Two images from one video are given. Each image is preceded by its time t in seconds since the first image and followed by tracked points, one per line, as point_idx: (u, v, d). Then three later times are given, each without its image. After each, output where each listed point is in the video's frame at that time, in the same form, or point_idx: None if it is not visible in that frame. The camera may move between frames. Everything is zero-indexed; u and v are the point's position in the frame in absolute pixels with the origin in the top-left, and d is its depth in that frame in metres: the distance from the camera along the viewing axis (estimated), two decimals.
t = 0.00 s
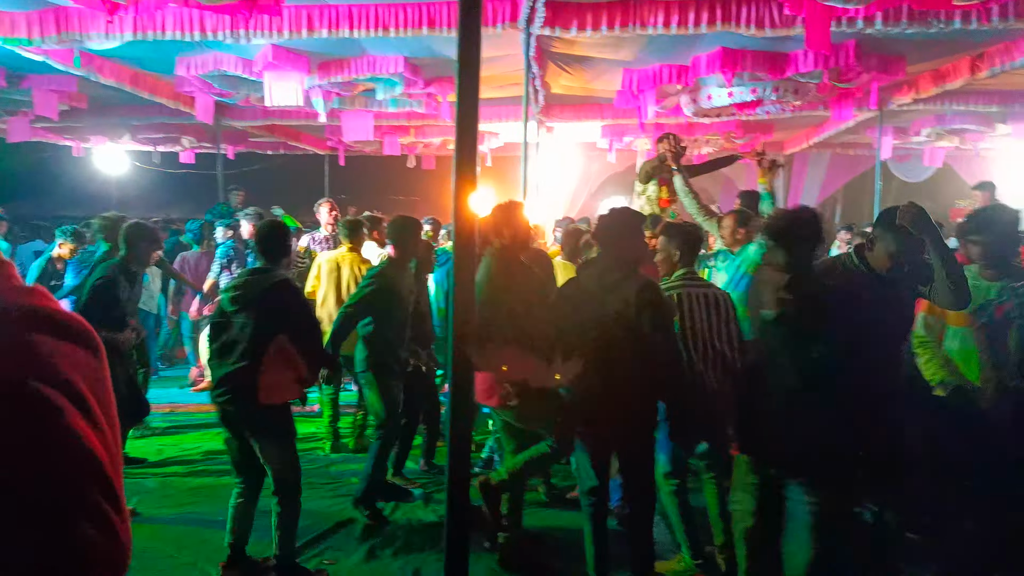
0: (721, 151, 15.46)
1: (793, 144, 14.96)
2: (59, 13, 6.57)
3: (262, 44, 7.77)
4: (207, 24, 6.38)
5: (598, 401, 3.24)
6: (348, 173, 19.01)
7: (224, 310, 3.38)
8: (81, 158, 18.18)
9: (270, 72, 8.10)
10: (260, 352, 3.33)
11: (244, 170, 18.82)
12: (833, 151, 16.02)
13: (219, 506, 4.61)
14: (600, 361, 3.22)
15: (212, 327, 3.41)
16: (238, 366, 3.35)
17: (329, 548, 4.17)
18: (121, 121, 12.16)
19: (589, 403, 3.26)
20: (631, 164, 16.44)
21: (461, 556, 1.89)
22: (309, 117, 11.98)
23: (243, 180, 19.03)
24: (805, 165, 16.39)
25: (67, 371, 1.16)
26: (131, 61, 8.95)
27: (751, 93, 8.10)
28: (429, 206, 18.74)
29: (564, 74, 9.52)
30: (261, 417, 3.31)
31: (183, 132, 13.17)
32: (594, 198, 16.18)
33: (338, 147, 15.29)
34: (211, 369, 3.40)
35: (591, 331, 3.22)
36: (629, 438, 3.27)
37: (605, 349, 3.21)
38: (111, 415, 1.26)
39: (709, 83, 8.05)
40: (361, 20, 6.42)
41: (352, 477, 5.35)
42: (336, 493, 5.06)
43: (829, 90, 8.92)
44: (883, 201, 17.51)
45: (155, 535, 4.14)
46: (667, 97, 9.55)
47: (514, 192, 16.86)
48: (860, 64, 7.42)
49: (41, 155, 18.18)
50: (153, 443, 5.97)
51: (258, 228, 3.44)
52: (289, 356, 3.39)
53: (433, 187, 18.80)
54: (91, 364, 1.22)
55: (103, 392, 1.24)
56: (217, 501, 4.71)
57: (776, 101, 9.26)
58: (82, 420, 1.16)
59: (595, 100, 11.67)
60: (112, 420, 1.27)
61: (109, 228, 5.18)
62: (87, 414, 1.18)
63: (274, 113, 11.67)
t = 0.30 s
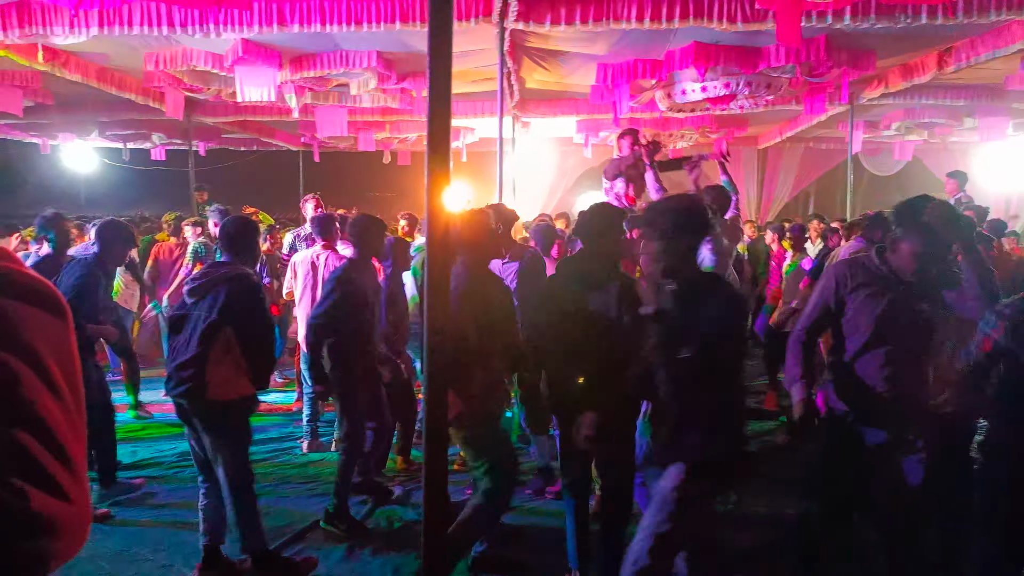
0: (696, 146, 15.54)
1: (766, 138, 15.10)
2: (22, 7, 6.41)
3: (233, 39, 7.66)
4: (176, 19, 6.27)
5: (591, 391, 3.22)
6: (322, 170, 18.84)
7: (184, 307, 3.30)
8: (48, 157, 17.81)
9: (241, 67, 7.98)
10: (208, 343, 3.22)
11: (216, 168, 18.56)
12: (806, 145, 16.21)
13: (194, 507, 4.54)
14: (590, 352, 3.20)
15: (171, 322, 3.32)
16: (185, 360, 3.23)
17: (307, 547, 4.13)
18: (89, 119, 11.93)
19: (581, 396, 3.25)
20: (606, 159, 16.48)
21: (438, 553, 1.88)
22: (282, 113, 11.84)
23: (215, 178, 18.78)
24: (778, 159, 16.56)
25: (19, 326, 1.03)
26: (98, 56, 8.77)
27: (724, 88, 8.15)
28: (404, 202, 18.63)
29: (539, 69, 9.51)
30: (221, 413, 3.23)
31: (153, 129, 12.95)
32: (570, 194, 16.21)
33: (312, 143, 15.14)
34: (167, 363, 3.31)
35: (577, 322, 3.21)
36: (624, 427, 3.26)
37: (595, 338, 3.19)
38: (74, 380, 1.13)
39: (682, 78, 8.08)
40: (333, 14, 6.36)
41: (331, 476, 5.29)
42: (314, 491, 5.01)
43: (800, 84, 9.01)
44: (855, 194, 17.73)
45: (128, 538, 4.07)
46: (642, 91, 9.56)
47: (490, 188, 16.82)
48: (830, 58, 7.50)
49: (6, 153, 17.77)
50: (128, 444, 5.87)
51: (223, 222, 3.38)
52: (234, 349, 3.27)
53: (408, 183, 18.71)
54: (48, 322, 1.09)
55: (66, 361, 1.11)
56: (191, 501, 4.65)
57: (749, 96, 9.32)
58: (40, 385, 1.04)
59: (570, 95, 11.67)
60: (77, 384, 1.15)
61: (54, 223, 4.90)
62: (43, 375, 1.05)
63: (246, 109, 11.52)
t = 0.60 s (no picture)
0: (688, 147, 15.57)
1: (758, 140, 15.18)
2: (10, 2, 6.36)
3: (224, 36, 7.64)
4: (165, 16, 6.23)
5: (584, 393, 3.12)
6: (314, 169, 18.80)
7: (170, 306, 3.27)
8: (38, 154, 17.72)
9: (232, 65, 7.95)
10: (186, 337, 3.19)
11: (207, 166, 18.50)
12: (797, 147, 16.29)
13: (182, 506, 4.50)
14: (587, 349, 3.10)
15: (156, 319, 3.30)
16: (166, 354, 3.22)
17: (297, 548, 4.09)
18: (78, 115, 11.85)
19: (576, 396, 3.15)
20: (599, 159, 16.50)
21: (429, 559, 1.87)
22: (274, 111, 11.80)
23: (206, 177, 18.71)
24: (769, 161, 16.64)
25: (4, 320, 1.01)
26: (88, 53, 8.72)
27: (716, 89, 8.17)
28: (396, 201, 18.61)
29: (531, 69, 9.49)
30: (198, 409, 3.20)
31: (143, 127, 12.89)
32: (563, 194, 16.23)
33: (304, 142, 15.10)
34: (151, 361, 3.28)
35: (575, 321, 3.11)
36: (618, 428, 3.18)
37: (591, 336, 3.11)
38: (58, 379, 1.11)
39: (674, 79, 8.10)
40: (325, 13, 6.34)
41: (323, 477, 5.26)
42: (305, 492, 4.99)
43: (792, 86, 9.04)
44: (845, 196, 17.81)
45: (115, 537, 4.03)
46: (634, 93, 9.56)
47: (482, 188, 16.82)
48: (821, 60, 7.53)
49: None
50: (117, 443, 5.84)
51: (218, 220, 3.34)
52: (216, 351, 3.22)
53: (400, 183, 18.69)
54: (33, 317, 1.07)
55: (45, 350, 1.08)
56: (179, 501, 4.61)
57: (741, 97, 9.35)
58: (18, 377, 1.00)
59: (563, 96, 11.68)
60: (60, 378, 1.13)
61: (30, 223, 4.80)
62: (26, 372, 1.03)
63: (238, 106, 11.48)
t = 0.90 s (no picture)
0: (688, 147, 15.55)
1: (759, 140, 15.17)
2: None
3: (225, 35, 7.63)
4: (167, 14, 6.23)
5: (578, 398, 3.18)
6: (315, 167, 18.81)
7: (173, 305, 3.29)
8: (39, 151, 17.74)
9: (233, 63, 7.94)
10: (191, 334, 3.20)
11: (208, 164, 18.51)
12: (798, 148, 16.29)
13: (180, 505, 4.49)
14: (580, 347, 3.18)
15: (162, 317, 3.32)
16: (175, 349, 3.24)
17: (296, 548, 4.08)
18: (79, 113, 11.85)
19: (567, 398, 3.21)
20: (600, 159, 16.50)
21: (427, 553, 1.86)
22: (275, 109, 11.80)
23: (207, 174, 18.72)
24: (770, 161, 16.64)
25: None
26: (90, 51, 8.73)
27: (718, 89, 8.15)
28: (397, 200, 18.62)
29: (532, 68, 9.48)
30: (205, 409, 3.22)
31: (144, 124, 12.89)
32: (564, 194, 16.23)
33: (305, 141, 15.11)
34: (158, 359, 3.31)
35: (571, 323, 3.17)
36: (605, 427, 3.24)
37: (584, 337, 3.18)
38: (48, 378, 1.10)
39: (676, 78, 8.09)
40: (326, 11, 6.33)
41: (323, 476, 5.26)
42: (306, 490, 4.98)
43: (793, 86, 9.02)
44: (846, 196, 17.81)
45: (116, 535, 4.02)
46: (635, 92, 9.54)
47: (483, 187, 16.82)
48: (822, 60, 7.51)
49: None
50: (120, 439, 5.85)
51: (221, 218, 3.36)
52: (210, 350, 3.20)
53: (401, 181, 18.69)
54: (25, 316, 1.06)
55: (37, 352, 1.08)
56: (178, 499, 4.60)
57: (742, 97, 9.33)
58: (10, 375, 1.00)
59: (564, 95, 11.67)
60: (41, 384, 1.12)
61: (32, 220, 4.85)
62: (18, 372, 1.03)
63: (239, 105, 11.48)
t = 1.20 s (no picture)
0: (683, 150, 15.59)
1: (754, 143, 15.26)
2: None
3: (220, 35, 7.61)
4: (161, 15, 6.21)
5: (567, 401, 3.14)
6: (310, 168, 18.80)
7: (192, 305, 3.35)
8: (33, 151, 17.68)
9: (227, 64, 7.91)
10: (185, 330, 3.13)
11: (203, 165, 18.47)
12: (792, 151, 16.36)
13: (173, 505, 4.48)
14: (571, 349, 3.13)
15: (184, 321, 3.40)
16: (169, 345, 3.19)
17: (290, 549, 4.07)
18: (73, 113, 11.81)
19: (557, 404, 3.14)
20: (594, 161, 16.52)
21: (421, 550, 1.85)
22: (269, 110, 11.78)
23: (202, 175, 18.68)
24: (764, 163, 16.69)
25: None
26: (84, 50, 8.69)
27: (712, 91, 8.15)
28: (391, 201, 18.62)
29: (527, 70, 9.48)
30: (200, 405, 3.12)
31: (138, 125, 12.85)
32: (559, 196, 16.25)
33: (299, 142, 15.10)
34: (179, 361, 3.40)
35: (561, 325, 3.12)
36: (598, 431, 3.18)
37: (576, 341, 3.13)
38: (30, 380, 1.10)
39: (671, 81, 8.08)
40: (321, 12, 6.31)
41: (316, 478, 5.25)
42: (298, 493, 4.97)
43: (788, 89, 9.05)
44: (840, 199, 17.88)
45: (111, 535, 4.01)
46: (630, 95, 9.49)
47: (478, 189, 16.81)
48: (817, 63, 7.53)
49: None
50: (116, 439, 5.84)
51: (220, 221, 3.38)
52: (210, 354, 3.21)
53: (396, 182, 18.69)
54: (5, 316, 1.06)
55: (18, 351, 1.08)
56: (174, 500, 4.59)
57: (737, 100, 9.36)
58: None
59: (559, 97, 11.68)
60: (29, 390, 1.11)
61: (20, 234, 4.76)
62: (2, 374, 1.02)
63: (233, 106, 11.46)
